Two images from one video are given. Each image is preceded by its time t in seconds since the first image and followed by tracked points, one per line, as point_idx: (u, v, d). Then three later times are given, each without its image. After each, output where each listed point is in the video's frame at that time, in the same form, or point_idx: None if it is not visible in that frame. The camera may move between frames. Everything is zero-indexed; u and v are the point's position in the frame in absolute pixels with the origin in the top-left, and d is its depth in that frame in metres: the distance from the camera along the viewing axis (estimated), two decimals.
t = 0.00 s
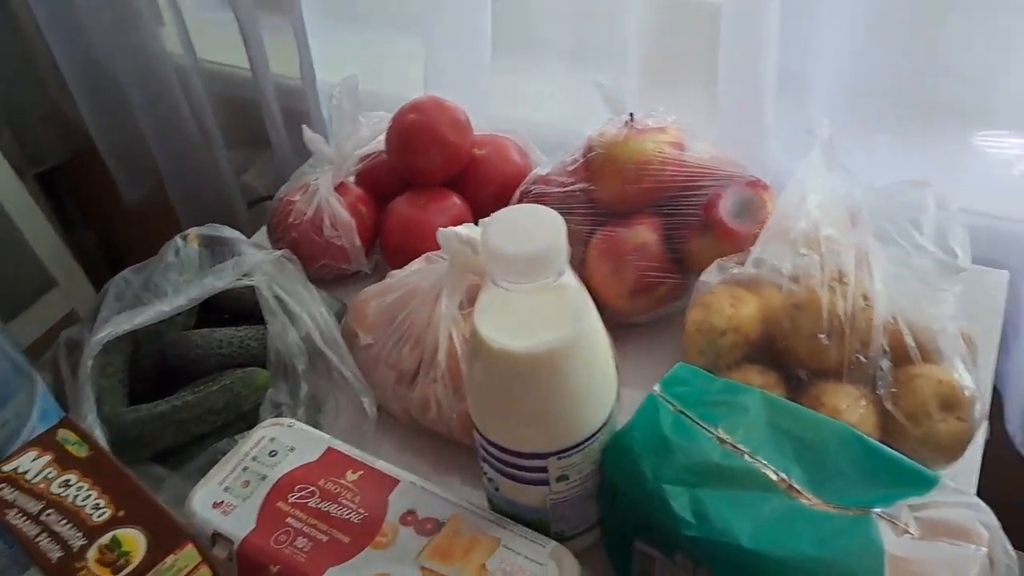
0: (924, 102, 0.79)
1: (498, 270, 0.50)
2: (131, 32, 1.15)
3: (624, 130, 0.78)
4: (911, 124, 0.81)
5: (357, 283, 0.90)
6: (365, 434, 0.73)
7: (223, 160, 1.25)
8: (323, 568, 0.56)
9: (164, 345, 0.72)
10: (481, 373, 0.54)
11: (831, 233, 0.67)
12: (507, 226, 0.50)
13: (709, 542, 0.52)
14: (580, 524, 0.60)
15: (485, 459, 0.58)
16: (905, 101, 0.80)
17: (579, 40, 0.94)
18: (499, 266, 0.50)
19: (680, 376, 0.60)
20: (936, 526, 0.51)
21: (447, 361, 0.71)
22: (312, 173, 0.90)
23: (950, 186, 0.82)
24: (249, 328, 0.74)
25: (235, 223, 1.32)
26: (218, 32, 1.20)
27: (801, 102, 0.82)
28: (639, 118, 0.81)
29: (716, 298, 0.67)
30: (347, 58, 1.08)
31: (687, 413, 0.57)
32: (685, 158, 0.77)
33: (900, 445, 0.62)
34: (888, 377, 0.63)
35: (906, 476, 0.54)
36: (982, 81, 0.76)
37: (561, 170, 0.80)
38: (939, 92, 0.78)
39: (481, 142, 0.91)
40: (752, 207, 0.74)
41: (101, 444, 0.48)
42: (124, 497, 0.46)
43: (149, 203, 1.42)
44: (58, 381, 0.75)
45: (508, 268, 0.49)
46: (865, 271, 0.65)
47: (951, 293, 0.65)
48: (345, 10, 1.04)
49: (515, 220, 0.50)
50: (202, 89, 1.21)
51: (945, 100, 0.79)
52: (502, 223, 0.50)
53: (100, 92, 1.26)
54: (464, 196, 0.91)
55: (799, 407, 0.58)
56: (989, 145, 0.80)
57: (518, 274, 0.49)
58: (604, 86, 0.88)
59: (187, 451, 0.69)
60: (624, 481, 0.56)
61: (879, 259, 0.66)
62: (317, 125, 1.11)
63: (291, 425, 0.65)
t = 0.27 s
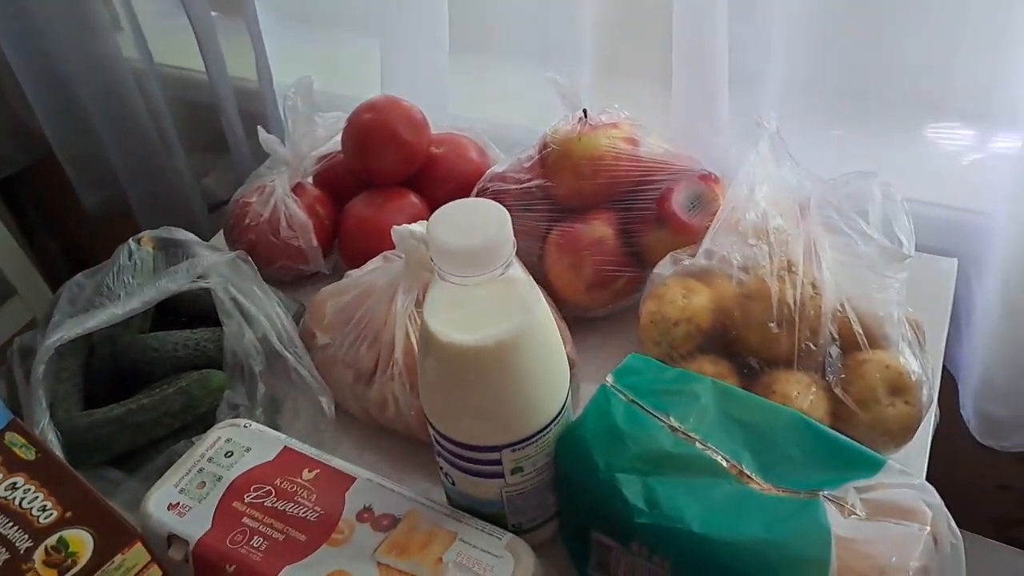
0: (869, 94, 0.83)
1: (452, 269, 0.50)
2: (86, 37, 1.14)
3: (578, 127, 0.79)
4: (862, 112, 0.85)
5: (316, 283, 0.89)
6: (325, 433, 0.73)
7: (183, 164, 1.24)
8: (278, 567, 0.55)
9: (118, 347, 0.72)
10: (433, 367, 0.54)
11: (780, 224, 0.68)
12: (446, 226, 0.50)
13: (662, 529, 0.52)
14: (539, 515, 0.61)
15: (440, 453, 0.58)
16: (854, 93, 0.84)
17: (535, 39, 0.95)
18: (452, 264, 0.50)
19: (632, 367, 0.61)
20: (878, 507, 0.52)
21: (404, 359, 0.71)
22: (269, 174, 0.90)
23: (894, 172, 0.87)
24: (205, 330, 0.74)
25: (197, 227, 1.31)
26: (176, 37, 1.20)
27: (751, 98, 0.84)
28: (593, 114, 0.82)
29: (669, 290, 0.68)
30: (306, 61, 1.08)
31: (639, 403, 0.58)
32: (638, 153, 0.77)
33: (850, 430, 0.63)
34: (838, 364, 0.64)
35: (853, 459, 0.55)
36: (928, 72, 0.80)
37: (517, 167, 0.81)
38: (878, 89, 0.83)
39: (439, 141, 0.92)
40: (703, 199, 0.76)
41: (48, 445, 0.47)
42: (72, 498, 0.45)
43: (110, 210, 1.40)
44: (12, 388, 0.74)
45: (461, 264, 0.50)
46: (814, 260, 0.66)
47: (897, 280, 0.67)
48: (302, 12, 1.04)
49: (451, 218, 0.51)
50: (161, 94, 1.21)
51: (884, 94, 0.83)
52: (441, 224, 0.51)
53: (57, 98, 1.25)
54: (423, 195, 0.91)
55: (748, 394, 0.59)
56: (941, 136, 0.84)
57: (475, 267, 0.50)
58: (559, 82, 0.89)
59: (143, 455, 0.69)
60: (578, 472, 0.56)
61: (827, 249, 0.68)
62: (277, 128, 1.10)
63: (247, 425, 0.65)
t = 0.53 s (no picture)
0: (865, 90, 0.84)
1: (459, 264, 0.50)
2: (83, 36, 1.13)
3: (577, 122, 0.79)
4: (859, 108, 0.85)
5: (315, 279, 0.89)
6: (326, 429, 0.73)
7: (181, 163, 1.24)
8: (281, 561, 0.55)
9: (118, 343, 0.72)
10: (435, 360, 0.54)
11: (780, 220, 0.68)
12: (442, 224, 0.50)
13: (665, 521, 0.52)
14: (542, 509, 0.61)
15: (442, 447, 0.58)
16: (851, 90, 0.84)
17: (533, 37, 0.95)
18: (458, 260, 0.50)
19: (633, 361, 0.61)
20: (883, 499, 0.52)
21: (404, 354, 0.71)
22: (267, 171, 0.90)
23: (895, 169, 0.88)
24: (205, 326, 0.74)
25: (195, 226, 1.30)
26: (173, 35, 1.20)
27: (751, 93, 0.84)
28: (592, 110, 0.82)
29: (670, 285, 0.68)
30: (303, 58, 1.08)
31: (641, 396, 0.58)
32: (638, 149, 0.77)
33: (852, 423, 0.63)
34: (839, 358, 0.64)
35: (855, 452, 0.55)
36: (925, 68, 0.81)
37: (516, 163, 0.81)
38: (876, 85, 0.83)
39: (438, 137, 0.92)
40: (704, 195, 0.76)
41: (49, 438, 0.48)
42: (74, 490, 0.45)
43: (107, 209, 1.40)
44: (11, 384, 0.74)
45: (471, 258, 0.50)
46: (815, 255, 0.67)
47: (898, 274, 0.67)
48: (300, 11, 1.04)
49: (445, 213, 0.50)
50: (157, 90, 1.21)
51: (880, 91, 0.84)
52: (436, 223, 0.50)
53: (53, 98, 1.24)
54: (422, 191, 0.91)
55: (750, 387, 0.59)
56: (939, 134, 0.85)
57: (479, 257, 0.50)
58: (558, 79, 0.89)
59: (144, 450, 0.69)
60: (581, 465, 0.56)
61: (827, 244, 0.68)
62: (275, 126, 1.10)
63: (248, 420, 0.65)
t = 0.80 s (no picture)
0: (881, 81, 0.83)
1: (481, 251, 0.49)
2: (91, 29, 1.13)
3: (591, 112, 0.78)
4: (874, 99, 0.84)
5: (326, 271, 0.89)
6: (339, 421, 0.72)
7: (188, 157, 1.23)
8: (299, 551, 0.55)
9: (130, 334, 0.71)
10: (454, 348, 0.53)
11: (799, 209, 0.68)
12: (459, 210, 0.48)
13: (687, 510, 0.52)
14: (561, 499, 0.60)
15: (461, 436, 0.57)
16: (868, 80, 0.83)
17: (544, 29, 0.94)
18: (479, 246, 0.49)
19: (652, 350, 0.60)
20: (909, 489, 0.51)
21: (420, 345, 0.70)
22: (277, 162, 0.89)
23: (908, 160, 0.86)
24: (218, 316, 0.73)
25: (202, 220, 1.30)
26: (180, 28, 1.18)
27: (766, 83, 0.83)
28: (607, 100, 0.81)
29: (688, 275, 0.67)
30: (312, 51, 1.07)
31: (661, 385, 0.57)
32: (653, 139, 0.77)
33: (873, 414, 0.62)
34: (860, 348, 0.63)
35: (880, 442, 0.54)
36: (942, 58, 0.80)
37: (529, 154, 0.81)
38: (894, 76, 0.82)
39: (449, 129, 0.91)
40: (720, 185, 0.75)
41: (66, 425, 0.47)
42: (93, 478, 0.45)
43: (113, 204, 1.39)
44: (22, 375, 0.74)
45: (491, 242, 0.48)
46: (834, 244, 0.66)
47: (919, 264, 0.66)
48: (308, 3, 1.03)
49: (462, 198, 0.49)
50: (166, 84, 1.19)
51: (896, 82, 0.82)
52: (452, 209, 0.49)
53: (59, 91, 1.24)
54: (433, 183, 0.90)
55: (771, 376, 0.58)
56: (952, 126, 0.84)
57: (501, 240, 0.48)
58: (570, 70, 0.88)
59: (156, 441, 0.68)
60: (601, 454, 0.56)
61: (847, 234, 0.67)
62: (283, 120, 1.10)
63: (263, 410, 0.64)
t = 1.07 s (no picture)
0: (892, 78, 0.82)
1: (497, 236, 0.49)
2: (98, 14, 1.12)
3: (604, 101, 0.78)
4: (884, 96, 0.84)
5: (333, 258, 0.88)
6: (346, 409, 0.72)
7: (194, 145, 1.23)
8: (307, 535, 0.54)
9: (137, 318, 0.70)
10: (469, 332, 0.53)
11: (814, 200, 0.67)
12: (475, 192, 0.48)
13: (700, 499, 0.51)
14: (571, 487, 0.60)
15: (473, 422, 0.57)
16: (878, 77, 0.82)
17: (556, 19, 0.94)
18: (495, 231, 0.49)
19: (665, 339, 0.59)
20: (924, 480, 0.51)
21: (430, 332, 0.70)
22: (285, 148, 0.89)
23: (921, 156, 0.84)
24: (225, 301, 0.72)
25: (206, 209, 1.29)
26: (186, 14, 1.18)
27: (779, 74, 0.83)
28: (619, 90, 0.81)
29: (700, 266, 0.67)
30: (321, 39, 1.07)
31: (674, 374, 0.57)
32: (666, 129, 0.76)
33: (886, 407, 0.62)
34: (874, 341, 0.63)
35: (894, 433, 0.54)
36: (953, 56, 0.79)
37: (540, 143, 0.80)
38: (907, 70, 0.81)
39: (458, 118, 0.90)
40: (733, 175, 0.75)
41: (75, 403, 0.47)
42: (104, 456, 0.44)
43: (116, 192, 1.38)
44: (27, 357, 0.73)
45: (507, 228, 0.48)
46: (849, 236, 0.66)
47: (933, 257, 0.66)
48: None
49: (479, 180, 0.48)
50: (172, 72, 1.19)
51: (909, 77, 0.82)
52: (469, 190, 0.48)
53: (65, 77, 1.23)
54: (441, 172, 0.89)
55: (784, 367, 0.58)
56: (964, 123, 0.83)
57: (518, 227, 0.48)
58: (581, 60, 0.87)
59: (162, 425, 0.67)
60: (613, 442, 0.55)
61: (862, 227, 0.67)
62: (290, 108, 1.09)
63: (271, 395, 0.64)
